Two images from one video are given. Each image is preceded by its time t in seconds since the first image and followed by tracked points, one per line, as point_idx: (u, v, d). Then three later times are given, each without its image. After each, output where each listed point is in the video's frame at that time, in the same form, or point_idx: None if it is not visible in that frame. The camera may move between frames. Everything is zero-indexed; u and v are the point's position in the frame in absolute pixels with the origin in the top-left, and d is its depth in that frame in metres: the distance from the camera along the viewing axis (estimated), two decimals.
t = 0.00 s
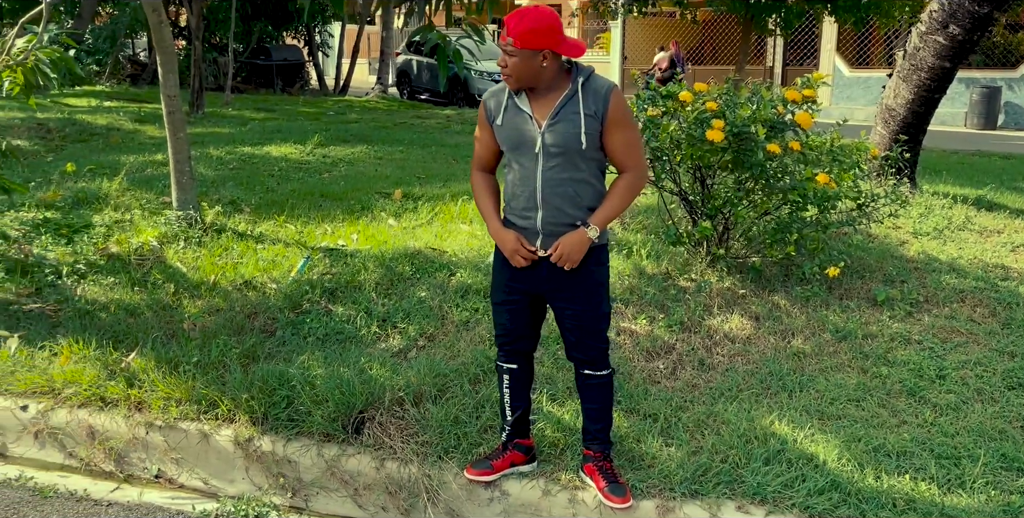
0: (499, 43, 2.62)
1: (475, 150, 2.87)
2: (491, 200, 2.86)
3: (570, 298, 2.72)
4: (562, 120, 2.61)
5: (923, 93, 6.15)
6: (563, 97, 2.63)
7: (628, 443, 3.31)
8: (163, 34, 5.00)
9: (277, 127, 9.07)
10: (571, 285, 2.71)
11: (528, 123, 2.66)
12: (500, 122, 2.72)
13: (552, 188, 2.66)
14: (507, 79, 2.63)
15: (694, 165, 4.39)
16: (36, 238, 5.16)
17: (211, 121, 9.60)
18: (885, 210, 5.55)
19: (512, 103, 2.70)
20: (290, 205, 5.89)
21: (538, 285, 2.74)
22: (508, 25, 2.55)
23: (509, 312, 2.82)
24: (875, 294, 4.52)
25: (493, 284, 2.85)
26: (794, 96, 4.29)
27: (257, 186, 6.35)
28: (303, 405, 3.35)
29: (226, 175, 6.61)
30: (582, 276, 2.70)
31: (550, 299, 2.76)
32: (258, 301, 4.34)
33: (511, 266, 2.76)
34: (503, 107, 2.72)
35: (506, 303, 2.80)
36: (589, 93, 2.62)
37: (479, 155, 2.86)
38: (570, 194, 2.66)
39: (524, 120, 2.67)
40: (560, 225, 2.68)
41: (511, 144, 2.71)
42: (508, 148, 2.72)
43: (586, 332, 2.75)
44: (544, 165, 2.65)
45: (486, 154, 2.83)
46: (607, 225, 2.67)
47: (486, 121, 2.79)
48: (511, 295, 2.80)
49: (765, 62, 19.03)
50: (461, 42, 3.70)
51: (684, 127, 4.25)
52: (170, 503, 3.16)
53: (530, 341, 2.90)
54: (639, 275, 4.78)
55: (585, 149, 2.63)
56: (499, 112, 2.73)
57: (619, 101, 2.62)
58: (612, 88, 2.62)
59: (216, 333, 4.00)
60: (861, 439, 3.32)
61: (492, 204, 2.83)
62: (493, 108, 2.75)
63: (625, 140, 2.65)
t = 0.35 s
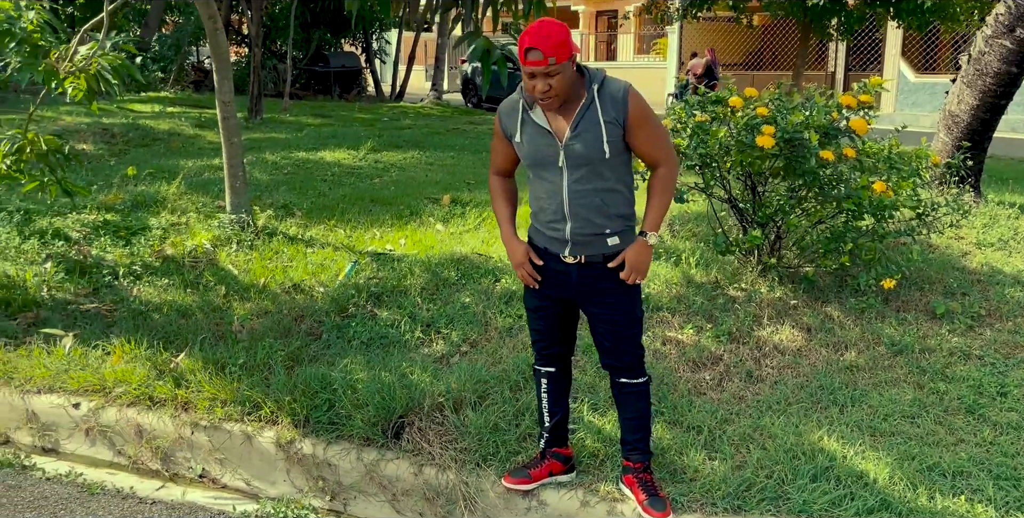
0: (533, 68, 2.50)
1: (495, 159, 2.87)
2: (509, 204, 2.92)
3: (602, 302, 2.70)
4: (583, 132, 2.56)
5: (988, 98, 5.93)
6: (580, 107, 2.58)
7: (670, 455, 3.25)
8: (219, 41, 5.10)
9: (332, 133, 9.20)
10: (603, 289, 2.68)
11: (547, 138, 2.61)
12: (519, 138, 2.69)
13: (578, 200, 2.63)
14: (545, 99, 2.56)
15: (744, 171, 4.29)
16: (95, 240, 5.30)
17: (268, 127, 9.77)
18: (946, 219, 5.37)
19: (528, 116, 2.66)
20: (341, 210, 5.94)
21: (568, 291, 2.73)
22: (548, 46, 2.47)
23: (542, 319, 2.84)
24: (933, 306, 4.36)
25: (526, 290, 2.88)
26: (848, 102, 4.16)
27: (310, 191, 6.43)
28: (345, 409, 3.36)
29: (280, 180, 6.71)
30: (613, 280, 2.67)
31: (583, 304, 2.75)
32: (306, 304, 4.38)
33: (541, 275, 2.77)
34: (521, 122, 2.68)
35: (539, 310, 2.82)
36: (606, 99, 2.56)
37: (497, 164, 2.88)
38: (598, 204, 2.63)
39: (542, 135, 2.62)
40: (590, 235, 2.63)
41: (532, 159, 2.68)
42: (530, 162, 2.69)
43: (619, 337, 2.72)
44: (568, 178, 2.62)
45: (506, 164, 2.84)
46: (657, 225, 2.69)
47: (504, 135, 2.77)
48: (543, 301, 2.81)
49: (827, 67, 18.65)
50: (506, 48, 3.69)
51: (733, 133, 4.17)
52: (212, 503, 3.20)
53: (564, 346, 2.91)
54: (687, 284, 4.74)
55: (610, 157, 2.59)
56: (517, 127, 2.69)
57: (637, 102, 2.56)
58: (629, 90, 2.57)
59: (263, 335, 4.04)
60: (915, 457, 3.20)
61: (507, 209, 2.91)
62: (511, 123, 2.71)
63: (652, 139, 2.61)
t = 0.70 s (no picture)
0: (632, 60, 2.57)
1: (526, 165, 2.85)
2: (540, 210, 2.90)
3: (643, 308, 2.70)
4: (631, 131, 2.62)
5: None
6: (626, 108, 2.63)
7: (717, 467, 3.19)
8: (278, 47, 5.20)
9: (390, 137, 9.31)
10: (643, 295, 2.68)
11: (593, 138, 2.64)
12: (561, 140, 2.69)
13: (626, 200, 2.64)
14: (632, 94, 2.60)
15: (801, 178, 4.19)
16: (158, 241, 5.44)
17: (328, 132, 9.93)
18: (1014, 230, 5.18)
19: (571, 118, 2.68)
20: (395, 213, 5.99)
21: (612, 298, 2.72)
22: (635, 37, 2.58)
23: (584, 329, 2.82)
24: (999, 320, 4.21)
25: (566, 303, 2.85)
26: (909, 108, 4.04)
27: (365, 194, 6.51)
28: (391, 411, 3.38)
29: (337, 184, 6.81)
30: (655, 285, 2.67)
31: (624, 311, 2.75)
32: (357, 306, 4.43)
33: (583, 283, 2.76)
34: (562, 124, 2.69)
35: (581, 319, 2.80)
36: (650, 99, 2.64)
37: (528, 169, 2.85)
38: (643, 204, 2.66)
39: (587, 135, 2.65)
40: (638, 238, 2.65)
41: (575, 160, 2.68)
42: (573, 165, 2.69)
43: (657, 343, 2.71)
44: (615, 178, 2.63)
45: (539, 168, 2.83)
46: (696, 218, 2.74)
47: (540, 138, 2.76)
48: (585, 311, 2.78)
49: (895, 72, 18.17)
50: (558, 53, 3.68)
51: (789, 140, 4.11)
52: (260, 501, 3.24)
53: (605, 354, 2.89)
54: (741, 292, 4.66)
55: (655, 156, 2.64)
56: (558, 129, 2.70)
57: (677, 102, 2.66)
58: (670, 90, 2.67)
59: (315, 336, 4.09)
60: (975, 476, 3.07)
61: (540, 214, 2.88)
62: (550, 126, 2.72)
63: (692, 138, 2.70)
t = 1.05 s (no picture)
0: (702, 56, 2.57)
1: (578, 164, 2.82)
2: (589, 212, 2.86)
3: (694, 320, 2.70)
4: (692, 131, 2.62)
5: None
6: (688, 108, 2.64)
7: (763, 478, 3.15)
8: (335, 52, 5.30)
9: (444, 141, 9.41)
10: (696, 307, 2.68)
11: (654, 136, 2.63)
12: (620, 138, 2.68)
13: (683, 202, 2.63)
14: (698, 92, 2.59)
15: (855, 185, 4.12)
16: (217, 241, 5.58)
17: (384, 135, 10.06)
18: None
19: (631, 115, 2.67)
20: (446, 217, 6.05)
21: (664, 309, 2.72)
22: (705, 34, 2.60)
23: (634, 339, 2.81)
24: None
25: (615, 313, 2.84)
26: (970, 114, 3.91)
27: (418, 198, 6.58)
28: (435, 413, 3.41)
29: (391, 187, 6.90)
30: (709, 299, 2.67)
31: (675, 320, 2.76)
32: (406, 308, 4.48)
33: (634, 293, 2.74)
34: (621, 121, 2.68)
35: (632, 330, 2.79)
36: (712, 102, 2.66)
37: (580, 169, 2.83)
38: (699, 206, 2.65)
39: (647, 133, 2.64)
40: (694, 244, 2.65)
41: (632, 158, 2.66)
42: (629, 164, 2.67)
43: (708, 356, 2.72)
44: (673, 178, 2.62)
45: (591, 167, 2.80)
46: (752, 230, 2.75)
47: (597, 136, 2.74)
48: (637, 323, 2.78)
49: (963, 77, 17.66)
50: (609, 55, 3.64)
51: (844, 146, 4.03)
52: (307, 498, 3.29)
53: (654, 365, 2.89)
54: (794, 301, 4.59)
55: (714, 159, 2.65)
56: (617, 127, 2.68)
57: (737, 109, 2.69)
58: (730, 97, 2.70)
59: (364, 336, 4.15)
60: None
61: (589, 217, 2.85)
62: (609, 123, 2.70)
63: (750, 146, 2.72)
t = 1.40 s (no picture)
0: (759, 51, 2.55)
1: (631, 161, 2.81)
2: (638, 212, 2.84)
3: (737, 327, 2.66)
4: (746, 133, 2.57)
5: None
6: (745, 109, 2.59)
7: (801, 485, 3.12)
8: (383, 56, 5.39)
9: (491, 144, 9.48)
10: (739, 314, 2.64)
11: (707, 135, 2.59)
12: (673, 135, 2.65)
13: (731, 204, 2.59)
14: (756, 89, 2.54)
15: (903, 191, 4.05)
16: (266, 239, 5.70)
17: (432, 137, 10.17)
18: None
19: (686, 113, 2.64)
20: (490, 218, 6.10)
21: (704, 314, 2.68)
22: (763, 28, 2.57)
23: (673, 343, 2.79)
24: None
25: (654, 315, 2.82)
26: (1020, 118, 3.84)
27: (463, 199, 6.64)
28: (473, 411, 3.45)
29: (437, 188, 6.97)
30: (750, 305, 2.62)
31: (717, 326, 2.71)
32: (448, 308, 4.53)
33: (674, 297, 2.70)
34: (676, 119, 2.65)
35: (670, 334, 2.77)
36: (770, 106, 2.60)
37: (632, 167, 2.81)
38: (747, 211, 2.60)
39: (701, 132, 2.60)
40: (736, 247, 2.61)
41: (683, 157, 2.63)
42: (680, 162, 2.64)
43: (751, 365, 2.67)
44: (723, 179, 2.58)
45: (643, 166, 2.78)
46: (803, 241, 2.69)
47: (650, 133, 2.72)
48: (677, 327, 2.75)
49: None
50: (651, 57, 3.62)
51: (891, 150, 3.98)
52: (346, 491, 3.35)
53: (694, 369, 2.86)
54: (839, 307, 4.52)
55: (766, 164, 2.59)
56: (670, 124, 2.66)
57: (796, 115, 2.63)
58: (790, 103, 2.63)
59: (406, 335, 4.22)
60: None
61: (639, 217, 2.83)
62: (663, 121, 2.68)
63: (807, 155, 2.65)
